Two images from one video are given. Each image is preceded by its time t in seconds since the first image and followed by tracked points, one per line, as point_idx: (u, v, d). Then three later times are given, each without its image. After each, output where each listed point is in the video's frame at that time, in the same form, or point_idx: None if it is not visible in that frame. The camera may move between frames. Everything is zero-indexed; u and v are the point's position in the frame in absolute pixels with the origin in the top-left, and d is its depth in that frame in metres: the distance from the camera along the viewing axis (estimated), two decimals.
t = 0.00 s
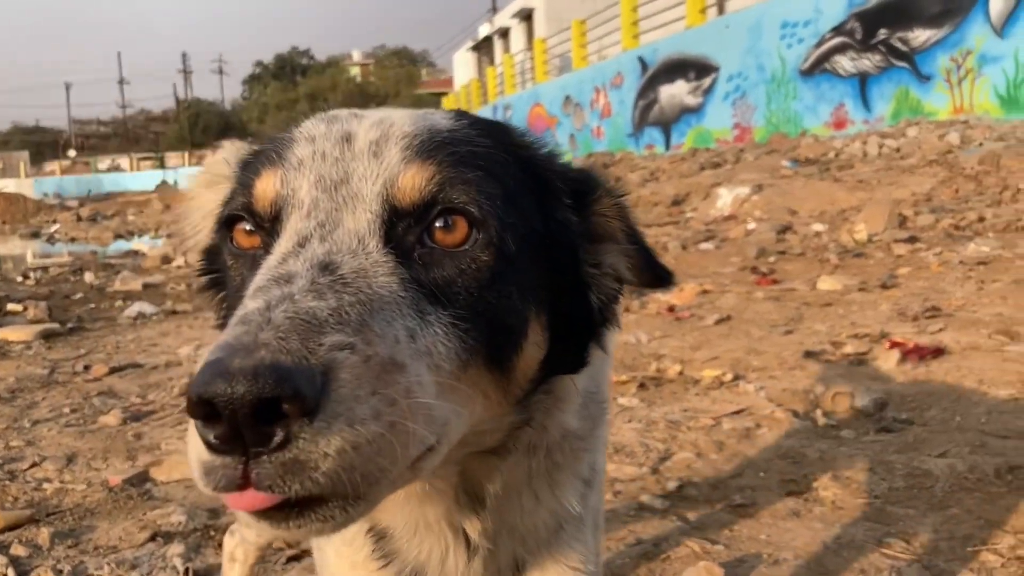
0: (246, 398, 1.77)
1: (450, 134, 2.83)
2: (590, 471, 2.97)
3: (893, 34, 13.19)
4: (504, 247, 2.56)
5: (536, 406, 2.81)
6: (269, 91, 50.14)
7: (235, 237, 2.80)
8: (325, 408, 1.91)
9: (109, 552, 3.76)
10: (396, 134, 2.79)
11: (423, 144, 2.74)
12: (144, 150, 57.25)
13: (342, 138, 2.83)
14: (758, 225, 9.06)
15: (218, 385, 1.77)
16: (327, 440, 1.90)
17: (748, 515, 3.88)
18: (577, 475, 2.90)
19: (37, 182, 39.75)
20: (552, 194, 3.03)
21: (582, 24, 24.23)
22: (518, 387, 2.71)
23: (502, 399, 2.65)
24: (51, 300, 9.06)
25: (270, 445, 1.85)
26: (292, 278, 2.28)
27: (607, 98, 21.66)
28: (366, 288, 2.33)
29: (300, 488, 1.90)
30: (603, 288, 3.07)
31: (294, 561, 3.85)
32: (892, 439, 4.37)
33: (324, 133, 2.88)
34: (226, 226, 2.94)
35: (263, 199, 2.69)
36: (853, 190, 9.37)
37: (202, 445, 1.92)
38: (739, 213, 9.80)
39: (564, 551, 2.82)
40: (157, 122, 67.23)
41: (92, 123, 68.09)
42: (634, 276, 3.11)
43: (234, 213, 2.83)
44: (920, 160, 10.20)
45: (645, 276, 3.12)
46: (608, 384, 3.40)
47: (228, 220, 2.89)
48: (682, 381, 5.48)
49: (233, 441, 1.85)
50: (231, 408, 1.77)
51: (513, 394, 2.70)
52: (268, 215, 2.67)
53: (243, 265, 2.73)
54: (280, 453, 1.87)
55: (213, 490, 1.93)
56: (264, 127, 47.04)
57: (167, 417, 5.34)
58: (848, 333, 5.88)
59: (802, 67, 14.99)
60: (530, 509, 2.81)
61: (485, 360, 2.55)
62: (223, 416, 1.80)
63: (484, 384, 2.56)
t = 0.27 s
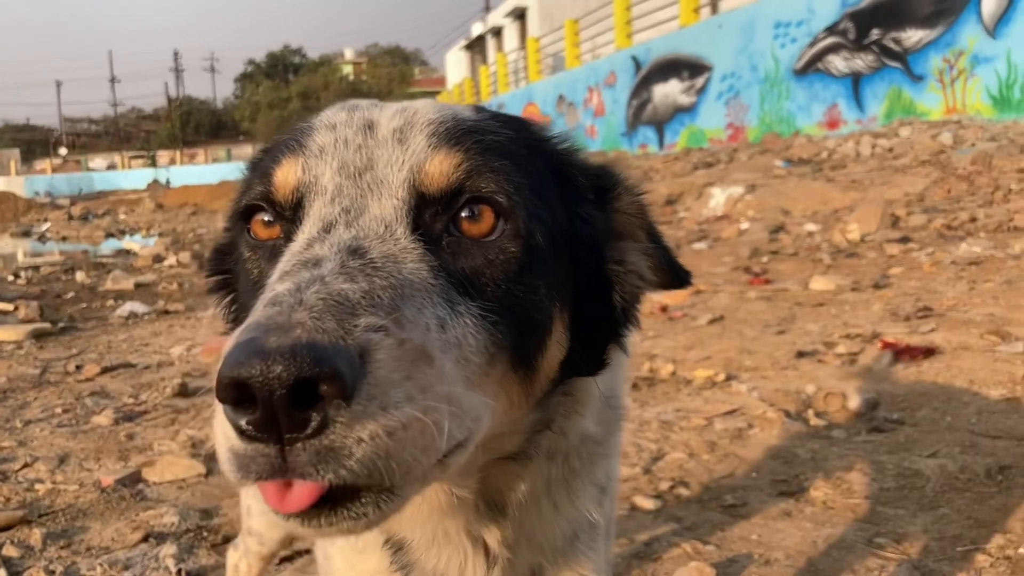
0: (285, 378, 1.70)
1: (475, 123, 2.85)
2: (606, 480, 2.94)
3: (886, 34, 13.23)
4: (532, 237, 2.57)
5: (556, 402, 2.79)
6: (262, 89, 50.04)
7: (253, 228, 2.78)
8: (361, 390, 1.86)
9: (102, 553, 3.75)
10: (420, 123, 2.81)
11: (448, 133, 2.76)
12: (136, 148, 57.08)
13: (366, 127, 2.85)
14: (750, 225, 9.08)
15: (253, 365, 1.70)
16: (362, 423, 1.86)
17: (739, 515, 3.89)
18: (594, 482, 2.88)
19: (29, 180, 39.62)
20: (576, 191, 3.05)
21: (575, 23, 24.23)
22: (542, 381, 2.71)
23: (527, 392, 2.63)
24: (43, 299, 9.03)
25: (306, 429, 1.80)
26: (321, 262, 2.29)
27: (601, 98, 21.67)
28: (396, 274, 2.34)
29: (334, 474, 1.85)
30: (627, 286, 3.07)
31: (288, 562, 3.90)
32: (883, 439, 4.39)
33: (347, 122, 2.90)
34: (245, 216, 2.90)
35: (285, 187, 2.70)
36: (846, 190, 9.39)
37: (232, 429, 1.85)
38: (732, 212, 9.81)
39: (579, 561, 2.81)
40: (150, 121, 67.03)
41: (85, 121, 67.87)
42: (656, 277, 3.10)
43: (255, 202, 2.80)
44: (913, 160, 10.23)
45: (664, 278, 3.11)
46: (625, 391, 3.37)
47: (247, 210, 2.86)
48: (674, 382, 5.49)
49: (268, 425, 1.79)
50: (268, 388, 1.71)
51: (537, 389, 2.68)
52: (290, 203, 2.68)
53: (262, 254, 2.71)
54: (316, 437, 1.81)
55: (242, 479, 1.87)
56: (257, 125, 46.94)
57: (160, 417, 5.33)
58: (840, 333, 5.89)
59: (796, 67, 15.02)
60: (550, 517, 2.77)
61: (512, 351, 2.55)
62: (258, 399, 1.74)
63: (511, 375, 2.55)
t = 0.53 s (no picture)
0: (349, 345, 1.66)
1: (516, 101, 2.85)
2: (627, 487, 2.86)
3: (878, 34, 13.27)
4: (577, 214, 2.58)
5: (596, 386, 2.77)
6: (255, 88, 49.91)
7: (290, 206, 2.74)
8: (422, 358, 1.84)
9: (95, 552, 3.74)
10: (462, 101, 2.81)
11: (490, 111, 2.77)
12: (128, 147, 56.92)
13: (406, 106, 2.85)
14: (742, 225, 9.10)
15: (313, 329, 1.66)
16: (421, 394, 1.84)
17: (730, 515, 3.91)
18: (617, 487, 2.80)
19: (19, 179, 39.45)
20: (615, 176, 3.06)
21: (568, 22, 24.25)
22: (583, 363, 2.70)
23: (569, 373, 2.62)
24: (35, 299, 9.00)
25: (365, 399, 1.77)
26: (373, 233, 2.29)
27: (594, 96, 21.68)
28: (446, 247, 2.33)
29: (388, 445, 1.84)
30: (666, 274, 3.09)
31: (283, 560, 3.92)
32: (874, 439, 4.41)
33: (386, 100, 2.90)
34: (277, 196, 2.86)
35: (326, 161, 2.68)
36: (838, 190, 9.42)
37: (287, 398, 1.81)
38: (725, 212, 9.83)
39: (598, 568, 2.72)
40: (141, 119, 66.83)
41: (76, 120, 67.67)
42: (691, 270, 3.16)
43: (290, 179, 2.77)
44: (905, 160, 10.26)
45: (696, 269, 3.16)
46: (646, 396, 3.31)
47: (280, 189, 2.82)
48: (667, 382, 5.51)
49: (325, 394, 1.75)
50: (328, 354, 1.66)
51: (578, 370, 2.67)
52: (331, 178, 2.66)
53: (297, 231, 2.68)
54: (374, 408, 1.79)
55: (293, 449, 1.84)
56: (249, 124, 46.83)
57: (153, 417, 5.32)
58: (832, 333, 5.91)
59: (788, 67, 15.06)
60: (576, 520, 2.68)
61: (557, 329, 2.55)
62: (317, 364, 1.69)
63: (555, 353, 2.55)
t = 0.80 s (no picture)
0: (427, 304, 1.68)
1: (561, 76, 2.86)
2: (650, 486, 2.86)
3: (872, 33, 13.31)
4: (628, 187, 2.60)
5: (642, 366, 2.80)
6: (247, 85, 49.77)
7: (336, 182, 2.69)
8: (497, 321, 1.85)
9: (90, 550, 3.75)
10: (509, 75, 2.82)
11: (538, 84, 2.77)
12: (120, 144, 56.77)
13: (452, 81, 2.84)
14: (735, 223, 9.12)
15: (393, 289, 1.69)
16: (497, 358, 1.84)
17: (723, 512, 3.93)
18: (643, 486, 2.80)
19: (11, 176, 39.28)
20: (656, 155, 3.06)
21: (562, 20, 24.26)
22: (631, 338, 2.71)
23: (620, 349, 2.63)
24: (28, 297, 8.99)
25: (443, 361, 1.78)
26: (435, 202, 2.29)
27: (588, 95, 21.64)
28: (508, 215, 2.33)
29: (463, 410, 1.84)
30: (711, 255, 3.10)
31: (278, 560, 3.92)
32: (865, 437, 4.44)
33: (431, 76, 2.89)
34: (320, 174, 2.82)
35: (375, 134, 2.66)
36: (831, 189, 9.44)
37: (360, 363, 1.84)
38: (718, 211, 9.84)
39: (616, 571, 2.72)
40: (133, 117, 66.59)
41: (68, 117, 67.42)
42: (733, 257, 3.10)
43: (337, 154, 2.71)
44: (897, 159, 10.30)
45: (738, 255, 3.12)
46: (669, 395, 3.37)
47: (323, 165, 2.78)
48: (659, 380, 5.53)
49: (401, 357, 1.78)
50: (407, 313, 1.69)
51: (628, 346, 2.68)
52: (382, 152, 2.63)
53: (343, 207, 2.62)
54: (452, 370, 1.80)
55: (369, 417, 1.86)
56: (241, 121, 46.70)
57: (148, 415, 5.32)
58: (824, 332, 5.94)
59: (782, 65, 15.09)
60: (606, 521, 2.67)
61: (610, 302, 2.56)
62: (396, 325, 1.71)
63: (608, 327, 2.55)
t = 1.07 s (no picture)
0: (488, 289, 1.68)
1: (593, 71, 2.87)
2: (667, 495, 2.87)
3: (864, 32, 13.35)
4: (664, 182, 2.61)
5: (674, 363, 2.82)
6: (240, 83, 49.62)
7: (368, 177, 2.66)
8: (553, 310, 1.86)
9: (84, 549, 3.75)
10: (540, 70, 2.82)
11: (571, 79, 2.77)
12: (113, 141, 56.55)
13: (484, 75, 2.83)
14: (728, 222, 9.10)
15: (453, 273, 1.68)
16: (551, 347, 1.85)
17: (715, 511, 3.95)
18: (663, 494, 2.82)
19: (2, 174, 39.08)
20: (686, 151, 3.07)
21: (556, 19, 24.26)
22: (665, 333, 2.71)
23: (658, 344, 2.64)
24: (19, 296, 8.94)
25: (500, 349, 1.78)
26: (480, 193, 2.29)
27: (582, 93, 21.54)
28: (552, 206, 2.32)
29: (518, 399, 1.84)
30: (742, 253, 3.10)
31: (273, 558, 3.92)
32: (856, 436, 4.46)
33: (461, 70, 2.88)
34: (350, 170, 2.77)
35: (409, 128, 2.64)
36: (824, 189, 9.46)
37: (415, 352, 1.84)
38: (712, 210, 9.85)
39: None
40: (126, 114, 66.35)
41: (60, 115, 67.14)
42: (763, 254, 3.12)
43: (373, 149, 2.66)
44: (890, 158, 10.33)
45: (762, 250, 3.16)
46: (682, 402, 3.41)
47: (354, 160, 2.73)
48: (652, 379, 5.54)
49: (459, 344, 1.77)
50: (467, 298, 1.68)
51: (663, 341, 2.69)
52: (419, 146, 2.61)
53: (378, 204, 2.58)
54: (510, 357, 1.80)
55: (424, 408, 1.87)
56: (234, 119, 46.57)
57: (142, 414, 5.31)
58: (816, 331, 5.96)
59: (775, 64, 15.12)
60: (634, 526, 2.68)
61: (647, 296, 2.56)
62: (455, 311, 1.71)
63: (644, 321, 2.56)
